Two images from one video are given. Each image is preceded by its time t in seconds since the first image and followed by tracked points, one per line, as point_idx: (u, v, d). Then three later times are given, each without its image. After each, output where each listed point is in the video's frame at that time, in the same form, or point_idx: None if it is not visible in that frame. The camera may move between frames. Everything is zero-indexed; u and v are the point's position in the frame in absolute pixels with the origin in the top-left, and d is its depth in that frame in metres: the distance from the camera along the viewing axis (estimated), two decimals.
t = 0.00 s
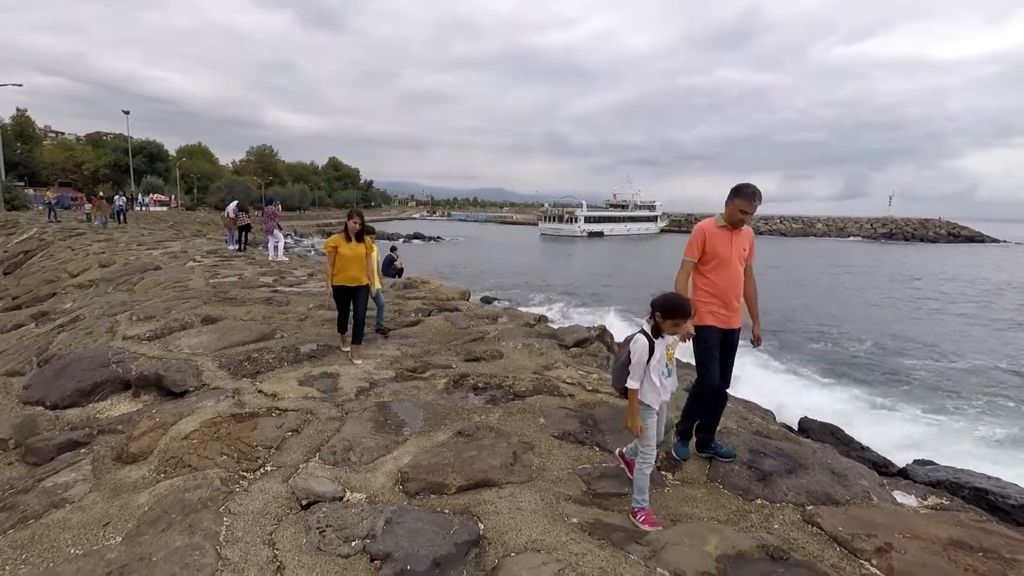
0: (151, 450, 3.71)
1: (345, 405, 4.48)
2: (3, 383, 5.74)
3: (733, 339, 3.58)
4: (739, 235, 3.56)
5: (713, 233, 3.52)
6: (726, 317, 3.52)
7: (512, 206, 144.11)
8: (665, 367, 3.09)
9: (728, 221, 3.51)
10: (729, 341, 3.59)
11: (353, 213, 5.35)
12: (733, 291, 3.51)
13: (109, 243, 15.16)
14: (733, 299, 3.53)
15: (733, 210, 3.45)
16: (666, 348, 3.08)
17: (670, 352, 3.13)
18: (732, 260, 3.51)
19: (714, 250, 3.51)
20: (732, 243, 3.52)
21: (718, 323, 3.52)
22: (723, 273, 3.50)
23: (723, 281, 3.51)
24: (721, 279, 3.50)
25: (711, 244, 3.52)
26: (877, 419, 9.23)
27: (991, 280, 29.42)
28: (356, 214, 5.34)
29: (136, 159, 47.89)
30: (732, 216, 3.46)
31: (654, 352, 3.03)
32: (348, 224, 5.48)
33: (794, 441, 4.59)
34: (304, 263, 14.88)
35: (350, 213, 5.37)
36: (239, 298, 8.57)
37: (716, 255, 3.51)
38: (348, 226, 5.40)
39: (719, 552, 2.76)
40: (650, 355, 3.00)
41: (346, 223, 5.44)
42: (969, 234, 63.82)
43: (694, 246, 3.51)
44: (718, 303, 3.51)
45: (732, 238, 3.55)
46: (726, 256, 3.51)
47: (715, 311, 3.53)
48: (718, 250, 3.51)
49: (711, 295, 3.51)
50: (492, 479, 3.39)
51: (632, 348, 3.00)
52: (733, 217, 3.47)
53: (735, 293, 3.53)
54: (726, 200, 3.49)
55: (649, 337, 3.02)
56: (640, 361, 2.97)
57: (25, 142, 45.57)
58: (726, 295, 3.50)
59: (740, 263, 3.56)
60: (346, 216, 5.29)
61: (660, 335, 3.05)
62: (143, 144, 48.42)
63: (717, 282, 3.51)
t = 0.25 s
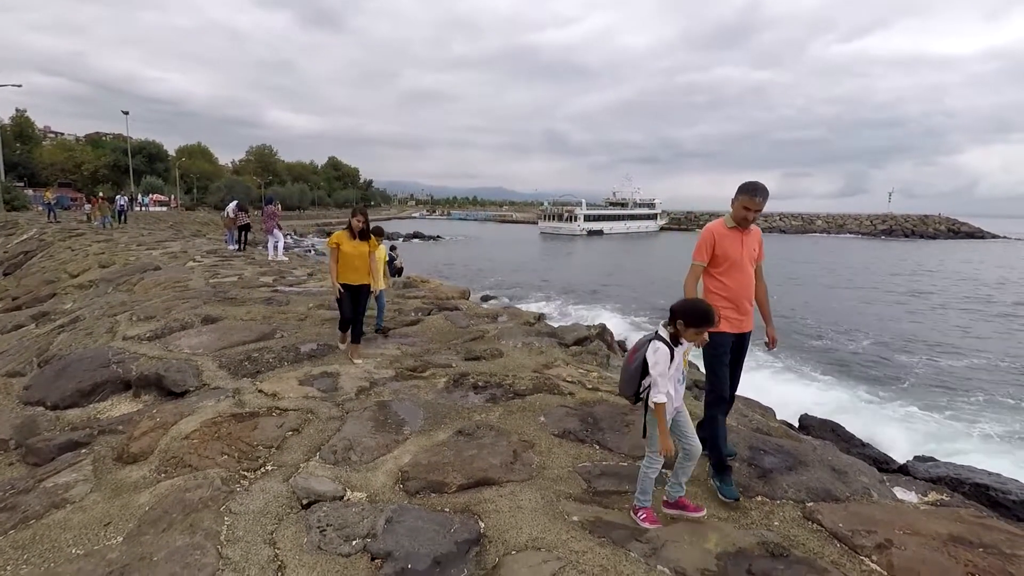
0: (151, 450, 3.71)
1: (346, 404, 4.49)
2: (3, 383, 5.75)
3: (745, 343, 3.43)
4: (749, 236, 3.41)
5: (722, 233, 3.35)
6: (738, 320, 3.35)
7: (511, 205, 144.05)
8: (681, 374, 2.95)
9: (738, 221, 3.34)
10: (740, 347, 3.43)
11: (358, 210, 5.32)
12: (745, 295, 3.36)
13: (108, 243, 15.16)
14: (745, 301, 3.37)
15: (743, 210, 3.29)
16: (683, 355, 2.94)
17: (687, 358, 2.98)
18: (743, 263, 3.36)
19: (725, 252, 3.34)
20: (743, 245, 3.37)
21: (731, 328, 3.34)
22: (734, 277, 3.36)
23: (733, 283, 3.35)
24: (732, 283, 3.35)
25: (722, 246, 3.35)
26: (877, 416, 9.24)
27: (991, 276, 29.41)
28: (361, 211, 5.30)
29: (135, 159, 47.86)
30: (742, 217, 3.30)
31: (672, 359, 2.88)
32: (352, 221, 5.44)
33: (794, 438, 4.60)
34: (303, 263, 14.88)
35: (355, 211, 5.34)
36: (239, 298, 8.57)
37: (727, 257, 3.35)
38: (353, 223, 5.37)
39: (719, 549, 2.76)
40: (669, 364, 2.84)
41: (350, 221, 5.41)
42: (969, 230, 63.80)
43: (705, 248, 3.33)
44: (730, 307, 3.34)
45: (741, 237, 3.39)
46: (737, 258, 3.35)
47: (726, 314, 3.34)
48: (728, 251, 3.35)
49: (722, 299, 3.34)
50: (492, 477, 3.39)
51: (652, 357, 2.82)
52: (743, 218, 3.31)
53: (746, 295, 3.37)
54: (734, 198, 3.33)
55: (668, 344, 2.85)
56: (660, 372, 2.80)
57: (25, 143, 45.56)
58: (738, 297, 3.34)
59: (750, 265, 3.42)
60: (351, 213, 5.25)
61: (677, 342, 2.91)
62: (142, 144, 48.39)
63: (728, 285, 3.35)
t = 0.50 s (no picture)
0: (151, 450, 3.71)
1: (345, 405, 4.49)
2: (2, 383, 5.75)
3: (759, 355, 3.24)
4: (755, 244, 3.23)
5: (727, 242, 3.17)
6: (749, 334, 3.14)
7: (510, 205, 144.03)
8: (701, 378, 2.84)
9: (742, 229, 3.17)
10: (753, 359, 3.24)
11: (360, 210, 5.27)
12: (755, 306, 3.17)
13: (107, 244, 15.15)
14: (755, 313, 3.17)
15: (746, 217, 3.11)
16: (703, 356, 2.84)
17: (708, 362, 2.87)
18: (751, 272, 3.18)
19: (731, 262, 3.15)
20: (749, 253, 3.18)
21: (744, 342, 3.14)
22: (742, 288, 3.17)
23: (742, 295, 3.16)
24: (741, 294, 3.17)
25: (727, 256, 3.17)
26: (876, 415, 9.24)
27: (989, 274, 29.47)
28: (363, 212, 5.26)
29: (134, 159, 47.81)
30: (746, 225, 3.13)
31: (692, 359, 2.80)
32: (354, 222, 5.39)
33: (793, 437, 4.61)
34: (303, 263, 14.87)
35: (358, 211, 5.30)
36: (239, 298, 8.57)
37: (733, 268, 3.16)
38: (354, 224, 5.33)
39: (717, 547, 2.77)
40: (688, 362, 2.76)
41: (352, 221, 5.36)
42: (968, 229, 63.86)
43: (710, 259, 3.15)
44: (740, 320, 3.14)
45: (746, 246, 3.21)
46: (744, 267, 3.17)
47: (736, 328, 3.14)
48: (735, 260, 3.16)
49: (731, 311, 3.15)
50: (492, 477, 3.39)
51: (669, 353, 2.75)
52: (747, 225, 3.13)
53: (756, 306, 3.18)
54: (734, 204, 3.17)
55: (687, 341, 2.78)
56: (679, 368, 2.72)
57: (24, 143, 45.52)
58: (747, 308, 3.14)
59: (757, 273, 3.24)
60: (352, 214, 5.20)
61: (698, 342, 2.83)
62: (141, 144, 48.34)
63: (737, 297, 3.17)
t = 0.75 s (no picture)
0: (149, 450, 3.70)
1: (343, 405, 4.48)
2: None
3: (773, 356, 3.17)
4: (757, 244, 3.13)
5: (728, 247, 3.09)
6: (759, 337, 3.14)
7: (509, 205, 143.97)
8: (716, 373, 2.79)
9: (742, 230, 3.09)
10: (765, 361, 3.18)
11: (361, 211, 5.21)
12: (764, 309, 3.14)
13: (105, 244, 15.13)
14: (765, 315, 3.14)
15: (743, 218, 3.03)
16: (719, 351, 2.79)
17: (725, 358, 2.82)
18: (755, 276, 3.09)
19: (733, 268, 3.08)
20: (750, 254, 3.10)
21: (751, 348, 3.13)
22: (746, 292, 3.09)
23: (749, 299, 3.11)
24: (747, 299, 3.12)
25: (728, 259, 3.09)
26: (874, 414, 9.26)
27: (986, 275, 29.56)
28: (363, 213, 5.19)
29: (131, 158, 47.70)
30: (744, 226, 3.05)
31: (706, 353, 2.77)
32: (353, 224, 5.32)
33: (791, 436, 4.62)
34: (301, 262, 14.87)
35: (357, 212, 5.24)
36: (237, 298, 8.56)
37: (736, 273, 3.08)
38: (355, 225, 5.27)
39: (714, 546, 2.78)
40: (701, 355, 2.75)
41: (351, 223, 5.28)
42: (965, 229, 64.01)
43: (709, 266, 3.08)
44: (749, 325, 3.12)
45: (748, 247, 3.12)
46: (745, 269, 3.09)
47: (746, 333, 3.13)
48: (737, 264, 3.09)
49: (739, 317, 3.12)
50: (490, 477, 3.39)
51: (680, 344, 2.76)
52: (745, 226, 3.05)
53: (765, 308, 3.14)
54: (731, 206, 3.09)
55: (701, 334, 2.76)
56: (689, 360, 2.72)
57: (20, 142, 45.35)
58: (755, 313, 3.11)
59: (762, 273, 3.15)
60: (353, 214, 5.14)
61: (715, 334, 2.79)
62: (139, 144, 48.28)
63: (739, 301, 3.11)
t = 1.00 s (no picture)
0: (146, 450, 3.70)
1: (341, 404, 4.48)
2: None
3: (782, 360, 2.94)
4: (760, 246, 3.01)
5: (728, 250, 2.99)
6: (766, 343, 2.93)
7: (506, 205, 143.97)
8: (727, 381, 2.65)
9: (741, 232, 2.99)
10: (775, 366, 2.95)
11: (361, 210, 5.19)
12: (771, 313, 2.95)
13: (101, 243, 15.10)
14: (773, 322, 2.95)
15: (740, 219, 2.94)
16: (732, 358, 2.65)
17: (737, 364, 2.68)
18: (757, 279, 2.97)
19: (733, 271, 2.97)
20: (752, 256, 2.98)
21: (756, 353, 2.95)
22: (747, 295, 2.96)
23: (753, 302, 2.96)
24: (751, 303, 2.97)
25: (727, 262, 2.99)
26: (870, 414, 9.29)
27: (982, 275, 29.69)
28: (363, 211, 5.18)
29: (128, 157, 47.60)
30: (741, 227, 2.95)
31: (720, 360, 2.61)
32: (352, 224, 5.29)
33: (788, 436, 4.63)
34: (299, 262, 14.86)
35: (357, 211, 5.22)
36: (234, 297, 8.54)
37: (737, 276, 2.97)
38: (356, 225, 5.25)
39: (712, 545, 2.78)
40: (715, 362, 2.58)
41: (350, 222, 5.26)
42: (960, 230, 64.28)
43: (708, 270, 3.01)
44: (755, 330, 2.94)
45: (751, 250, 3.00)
46: (744, 272, 2.97)
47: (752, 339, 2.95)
48: (738, 268, 2.98)
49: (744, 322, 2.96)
50: (488, 476, 3.40)
51: (692, 350, 2.58)
52: (743, 227, 2.95)
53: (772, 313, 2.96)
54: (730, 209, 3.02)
55: (715, 340, 2.59)
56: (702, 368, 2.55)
57: (17, 140, 45.20)
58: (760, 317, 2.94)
59: (767, 276, 3.01)
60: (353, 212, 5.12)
61: (728, 340, 2.63)
62: (136, 143, 48.19)
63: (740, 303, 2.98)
